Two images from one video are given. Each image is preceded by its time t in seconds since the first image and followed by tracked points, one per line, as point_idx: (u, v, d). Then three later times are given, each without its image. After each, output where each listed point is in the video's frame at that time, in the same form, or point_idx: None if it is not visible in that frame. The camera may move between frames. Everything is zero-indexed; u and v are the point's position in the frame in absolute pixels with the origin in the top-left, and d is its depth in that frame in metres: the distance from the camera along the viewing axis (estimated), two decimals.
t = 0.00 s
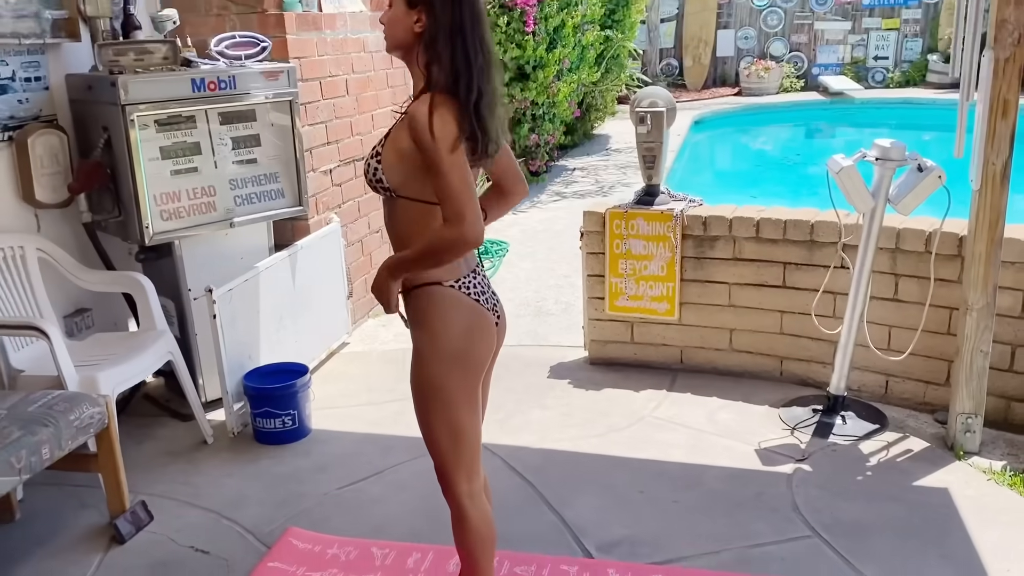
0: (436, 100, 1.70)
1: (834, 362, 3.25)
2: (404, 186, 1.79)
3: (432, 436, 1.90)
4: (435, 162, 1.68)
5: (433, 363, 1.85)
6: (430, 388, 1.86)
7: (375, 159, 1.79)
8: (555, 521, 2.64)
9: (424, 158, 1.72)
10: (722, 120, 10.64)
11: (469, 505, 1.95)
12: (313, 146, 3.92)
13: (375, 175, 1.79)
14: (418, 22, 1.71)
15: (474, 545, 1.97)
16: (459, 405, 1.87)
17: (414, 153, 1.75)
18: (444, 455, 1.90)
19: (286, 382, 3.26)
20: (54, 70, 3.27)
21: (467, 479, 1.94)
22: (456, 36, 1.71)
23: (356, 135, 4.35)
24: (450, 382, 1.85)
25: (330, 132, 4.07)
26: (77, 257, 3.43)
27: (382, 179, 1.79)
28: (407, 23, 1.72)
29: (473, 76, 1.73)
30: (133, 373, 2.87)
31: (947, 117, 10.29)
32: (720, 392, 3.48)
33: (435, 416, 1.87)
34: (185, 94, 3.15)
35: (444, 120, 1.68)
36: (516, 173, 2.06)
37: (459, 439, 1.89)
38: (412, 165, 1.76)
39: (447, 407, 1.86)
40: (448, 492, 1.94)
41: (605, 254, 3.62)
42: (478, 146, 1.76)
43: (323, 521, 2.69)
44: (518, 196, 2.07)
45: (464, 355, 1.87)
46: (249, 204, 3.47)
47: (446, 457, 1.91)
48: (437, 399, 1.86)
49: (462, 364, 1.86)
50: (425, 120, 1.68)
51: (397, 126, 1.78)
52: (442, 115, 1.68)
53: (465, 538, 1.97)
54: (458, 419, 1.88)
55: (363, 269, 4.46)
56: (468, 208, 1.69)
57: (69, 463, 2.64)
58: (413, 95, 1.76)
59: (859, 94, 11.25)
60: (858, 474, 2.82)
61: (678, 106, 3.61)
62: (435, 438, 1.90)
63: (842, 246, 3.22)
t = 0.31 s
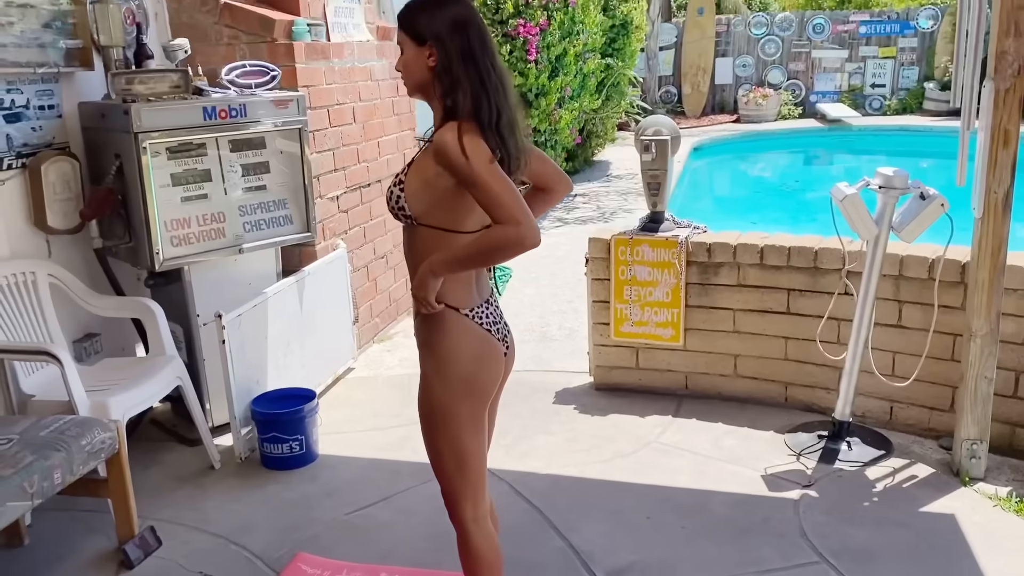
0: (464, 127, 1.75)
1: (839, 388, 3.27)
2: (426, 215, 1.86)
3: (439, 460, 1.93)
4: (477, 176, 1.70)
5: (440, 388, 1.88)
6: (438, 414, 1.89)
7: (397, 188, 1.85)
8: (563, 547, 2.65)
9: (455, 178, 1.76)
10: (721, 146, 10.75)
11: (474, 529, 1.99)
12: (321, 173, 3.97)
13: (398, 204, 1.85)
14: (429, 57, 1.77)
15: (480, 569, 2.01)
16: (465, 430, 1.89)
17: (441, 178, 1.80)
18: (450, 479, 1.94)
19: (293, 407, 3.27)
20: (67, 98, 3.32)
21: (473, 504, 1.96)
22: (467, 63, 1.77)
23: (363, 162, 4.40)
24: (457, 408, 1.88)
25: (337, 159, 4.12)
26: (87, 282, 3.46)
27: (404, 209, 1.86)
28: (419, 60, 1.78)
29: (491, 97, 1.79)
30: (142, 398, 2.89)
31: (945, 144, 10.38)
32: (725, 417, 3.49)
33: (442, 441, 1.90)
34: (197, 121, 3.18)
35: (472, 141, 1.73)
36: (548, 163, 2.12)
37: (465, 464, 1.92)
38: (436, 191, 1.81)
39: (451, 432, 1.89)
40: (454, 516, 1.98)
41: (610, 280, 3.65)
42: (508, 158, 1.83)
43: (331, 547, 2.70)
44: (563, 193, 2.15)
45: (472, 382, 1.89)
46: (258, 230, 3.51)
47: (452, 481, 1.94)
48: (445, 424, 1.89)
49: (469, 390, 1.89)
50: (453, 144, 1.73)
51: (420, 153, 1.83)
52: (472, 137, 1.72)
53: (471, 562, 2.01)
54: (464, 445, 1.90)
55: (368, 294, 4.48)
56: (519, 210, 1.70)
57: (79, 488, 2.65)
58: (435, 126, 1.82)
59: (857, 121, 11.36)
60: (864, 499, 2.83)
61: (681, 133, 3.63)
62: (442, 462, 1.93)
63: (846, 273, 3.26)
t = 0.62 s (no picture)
0: (464, 150, 1.79)
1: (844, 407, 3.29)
2: (435, 237, 1.88)
3: (447, 479, 1.94)
4: (480, 204, 1.75)
5: (451, 408, 1.90)
6: (448, 433, 1.90)
7: (407, 214, 1.87)
8: (570, 565, 2.65)
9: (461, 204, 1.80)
10: (722, 166, 10.81)
11: (481, 550, 1.99)
12: (328, 192, 4.00)
13: (408, 228, 1.88)
14: (426, 83, 1.82)
15: None
16: (473, 453, 1.91)
17: (448, 204, 1.83)
18: (457, 498, 1.95)
19: (300, 424, 3.28)
20: (79, 117, 3.36)
21: (479, 526, 1.97)
22: (463, 85, 1.82)
23: (369, 181, 4.43)
24: (467, 428, 1.89)
25: (344, 177, 4.15)
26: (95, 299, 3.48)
27: (413, 233, 1.88)
28: (418, 87, 1.84)
29: (487, 116, 1.84)
30: (150, 415, 2.90)
31: (945, 164, 10.43)
32: (729, 436, 3.50)
33: (451, 460, 1.92)
34: (207, 140, 3.22)
35: (475, 165, 1.77)
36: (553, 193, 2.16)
37: (472, 485, 1.93)
38: (444, 215, 1.85)
39: (460, 453, 1.90)
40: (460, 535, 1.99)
41: (615, 298, 3.67)
42: (509, 174, 1.86)
43: (338, 564, 2.70)
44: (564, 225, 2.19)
45: (483, 403, 1.90)
46: (266, 248, 3.53)
47: (460, 501, 1.95)
48: (454, 444, 1.90)
49: (479, 412, 1.90)
50: (459, 168, 1.76)
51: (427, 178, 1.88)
52: (474, 162, 1.77)
53: None
54: (472, 467, 1.92)
55: (373, 312, 4.50)
56: (519, 240, 1.76)
57: (87, 504, 2.66)
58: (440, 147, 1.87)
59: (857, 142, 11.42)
60: (869, 518, 2.84)
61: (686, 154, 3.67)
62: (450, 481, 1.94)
63: (850, 292, 3.28)
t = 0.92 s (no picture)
0: (455, 160, 1.82)
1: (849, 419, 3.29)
2: (430, 244, 1.91)
3: (452, 487, 1.94)
4: (459, 220, 1.77)
5: (454, 415, 1.90)
6: (451, 441, 1.91)
7: (403, 222, 1.92)
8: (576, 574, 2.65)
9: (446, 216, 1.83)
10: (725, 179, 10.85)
11: (490, 557, 1.98)
12: (336, 202, 4.03)
13: (403, 233, 1.92)
14: (417, 95, 1.85)
15: None
16: (478, 458, 1.91)
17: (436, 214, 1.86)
18: (464, 506, 1.94)
19: (306, 433, 3.29)
20: (90, 126, 3.38)
21: (489, 531, 1.96)
22: (454, 96, 1.84)
23: (376, 191, 4.46)
24: (470, 434, 1.90)
25: (351, 187, 4.18)
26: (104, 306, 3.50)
27: (410, 239, 1.92)
28: (411, 99, 1.87)
29: (476, 123, 1.85)
30: (158, 422, 2.91)
31: (948, 178, 10.46)
32: (735, 447, 3.50)
33: (456, 467, 1.92)
34: (217, 150, 3.24)
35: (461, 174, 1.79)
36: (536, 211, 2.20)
37: (479, 491, 1.93)
38: (435, 224, 1.88)
39: (465, 459, 1.90)
40: (468, 543, 1.97)
41: (620, 308, 3.69)
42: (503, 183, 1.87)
43: (344, 572, 2.70)
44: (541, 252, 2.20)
45: (485, 408, 1.91)
46: (274, 256, 3.55)
47: (467, 509, 1.94)
48: (459, 451, 1.91)
49: (481, 417, 1.91)
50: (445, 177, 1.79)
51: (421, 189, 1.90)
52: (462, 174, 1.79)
53: None
54: (479, 473, 1.92)
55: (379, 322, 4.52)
56: (481, 255, 1.78)
57: (96, 510, 2.67)
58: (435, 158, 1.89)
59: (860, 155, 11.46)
60: (876, 529, 2.84)
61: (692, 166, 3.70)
62: (455, 489, 1.94)
63: (856, 304, 3.29)
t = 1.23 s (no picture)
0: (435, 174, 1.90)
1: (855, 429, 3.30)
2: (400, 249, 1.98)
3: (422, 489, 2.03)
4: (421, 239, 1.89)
5: (423, 422, 1.98)
6: (419, 445, 1.99)
7: (381, 225, 2.01)
8: None
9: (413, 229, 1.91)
10: (730, 188, 10.87)
11: (461, 558, 2.06)
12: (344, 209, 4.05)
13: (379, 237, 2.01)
14: (407, 106, 1.94)
15: None
16: (445, 464, 1.99)
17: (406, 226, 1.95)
18: (434, 507, 2.03)
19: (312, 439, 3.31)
20: (101, 132, 3.41)
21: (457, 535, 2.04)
22: (443, 110, 1.93)
23: (383, 198, 4.48)
24: (436, 440, 1.98)
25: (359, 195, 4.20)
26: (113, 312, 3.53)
27: (386, 242, 2.00)
28: (401, 109, 1.95)
29: (462, 141, 1.94)
30: (167, 427, 2.93)
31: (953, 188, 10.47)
32: (740, 456, 3.51)
33: (424, 469, 2.01)
34: (227, 157, 3.27)
35: (438, 190, 1.88)
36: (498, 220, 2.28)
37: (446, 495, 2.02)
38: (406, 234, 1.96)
39: (431, 464, 1.99)
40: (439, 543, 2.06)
41: (627, 316, 3.70)
42: (480, 199, 1.96)
43: None
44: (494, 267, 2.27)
45: (452, 415, 1.99)
46: (282, 263, 3.57)
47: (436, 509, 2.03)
48: (426, 454, 1.99)
49: (448, 423, 1.99)
50: (421, 189, 1.89)
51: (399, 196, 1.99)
52: (437, 193, 1.88)
53: None
54: (444, 477, 2.00)
55: (385, 328, 4.53)
56: (430, 272, 1.91)
57: (105, 514, 2.68)
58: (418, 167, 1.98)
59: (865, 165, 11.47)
60: (881, 539, 2.85)
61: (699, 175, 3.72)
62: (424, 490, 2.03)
63: (861, 313, 3.30)
